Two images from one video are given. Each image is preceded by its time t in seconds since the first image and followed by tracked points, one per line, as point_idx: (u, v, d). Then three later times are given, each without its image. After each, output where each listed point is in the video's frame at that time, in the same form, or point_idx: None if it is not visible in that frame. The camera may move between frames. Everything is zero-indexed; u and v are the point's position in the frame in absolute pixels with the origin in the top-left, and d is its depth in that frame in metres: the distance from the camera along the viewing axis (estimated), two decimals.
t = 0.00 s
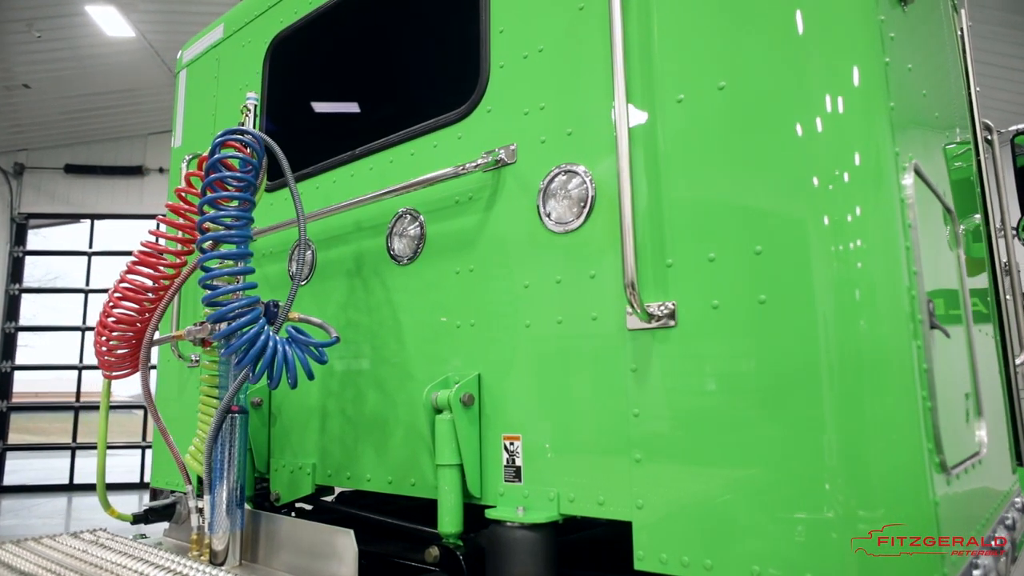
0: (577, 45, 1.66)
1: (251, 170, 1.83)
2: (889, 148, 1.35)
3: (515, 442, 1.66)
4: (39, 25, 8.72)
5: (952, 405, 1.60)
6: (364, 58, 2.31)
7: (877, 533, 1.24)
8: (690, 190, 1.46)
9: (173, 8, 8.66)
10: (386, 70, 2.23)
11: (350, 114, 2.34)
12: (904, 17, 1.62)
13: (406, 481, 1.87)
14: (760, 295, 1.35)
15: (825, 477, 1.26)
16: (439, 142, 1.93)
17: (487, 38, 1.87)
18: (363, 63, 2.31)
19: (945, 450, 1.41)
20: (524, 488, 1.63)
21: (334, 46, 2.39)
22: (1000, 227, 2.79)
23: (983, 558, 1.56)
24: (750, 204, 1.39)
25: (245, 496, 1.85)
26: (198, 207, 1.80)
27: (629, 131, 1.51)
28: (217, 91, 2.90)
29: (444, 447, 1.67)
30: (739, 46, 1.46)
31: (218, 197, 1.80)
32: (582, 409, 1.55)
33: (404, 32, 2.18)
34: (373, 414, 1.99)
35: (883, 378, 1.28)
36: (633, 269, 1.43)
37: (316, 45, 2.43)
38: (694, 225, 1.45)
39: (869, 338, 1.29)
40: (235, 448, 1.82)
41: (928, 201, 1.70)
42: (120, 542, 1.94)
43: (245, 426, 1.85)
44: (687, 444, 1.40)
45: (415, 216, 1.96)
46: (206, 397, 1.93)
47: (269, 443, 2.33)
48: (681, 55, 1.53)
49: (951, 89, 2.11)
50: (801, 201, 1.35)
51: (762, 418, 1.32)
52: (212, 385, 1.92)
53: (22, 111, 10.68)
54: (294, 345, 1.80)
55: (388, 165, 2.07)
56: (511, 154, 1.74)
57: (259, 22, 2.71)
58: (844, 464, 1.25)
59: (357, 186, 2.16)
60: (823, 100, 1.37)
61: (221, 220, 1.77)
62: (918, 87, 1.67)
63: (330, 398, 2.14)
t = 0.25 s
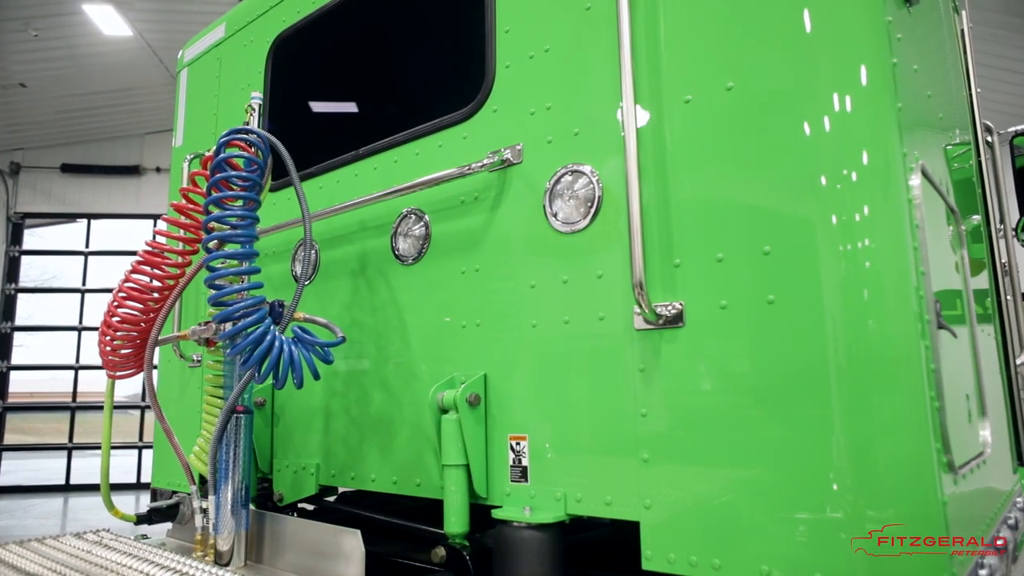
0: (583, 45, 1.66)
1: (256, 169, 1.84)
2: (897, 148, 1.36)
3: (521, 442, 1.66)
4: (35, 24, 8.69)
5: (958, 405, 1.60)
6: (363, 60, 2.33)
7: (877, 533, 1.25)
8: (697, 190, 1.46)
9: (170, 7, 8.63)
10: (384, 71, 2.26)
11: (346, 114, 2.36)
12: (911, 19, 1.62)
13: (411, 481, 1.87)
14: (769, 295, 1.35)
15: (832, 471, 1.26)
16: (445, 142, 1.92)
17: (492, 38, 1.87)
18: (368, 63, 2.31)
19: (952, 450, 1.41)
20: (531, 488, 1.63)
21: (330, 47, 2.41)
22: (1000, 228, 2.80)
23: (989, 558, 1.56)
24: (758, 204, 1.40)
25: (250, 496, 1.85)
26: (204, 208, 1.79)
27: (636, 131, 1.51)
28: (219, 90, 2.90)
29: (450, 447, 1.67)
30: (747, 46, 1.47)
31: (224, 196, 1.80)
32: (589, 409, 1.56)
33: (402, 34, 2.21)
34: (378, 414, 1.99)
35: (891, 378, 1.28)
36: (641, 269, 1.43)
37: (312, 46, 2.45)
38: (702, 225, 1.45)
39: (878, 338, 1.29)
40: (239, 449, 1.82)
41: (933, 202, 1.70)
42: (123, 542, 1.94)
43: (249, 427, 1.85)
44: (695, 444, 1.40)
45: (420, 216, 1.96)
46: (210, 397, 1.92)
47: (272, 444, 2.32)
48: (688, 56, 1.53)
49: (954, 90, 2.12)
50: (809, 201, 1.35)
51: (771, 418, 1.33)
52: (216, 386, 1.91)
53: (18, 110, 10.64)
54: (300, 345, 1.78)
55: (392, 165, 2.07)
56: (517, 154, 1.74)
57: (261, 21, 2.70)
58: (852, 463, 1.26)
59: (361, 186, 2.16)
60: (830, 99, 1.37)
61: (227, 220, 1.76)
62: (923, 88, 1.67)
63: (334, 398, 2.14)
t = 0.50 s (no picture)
0: (590, 45, 1.66)
1: (262, 168, 1.83)
2: (906, 146, 1.35)
3: (528, 442, 1.66)
4: (32, 23, 8.67)
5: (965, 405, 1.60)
6: (366, 61, 2.34)
7: (877, 533, 1.25)
8: (706, 190, 1.47)
9: (167, 7, 8.60)
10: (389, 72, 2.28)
11: (351, 114, 2.37)
12: (918, 20, 1.62)
13: (417, 480, 1.87)
14: (778, 295, 1.36)
15: (836, 471, 1.27)
16: (451, 141, 1.92)
17: (498, 38, 1.87)
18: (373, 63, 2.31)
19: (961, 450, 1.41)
20: (538, 487, 1.63)
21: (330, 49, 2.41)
22: (1003, 228, 2.80)
23: (996, 558, 1.57)
24: (767, 204, 1.40)
25: (256, 496, 1.85)
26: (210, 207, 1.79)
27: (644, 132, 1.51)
28: (221, 90, 2.89)
29: (457, 447, 1.67)
30: (755, 46, 1.47)
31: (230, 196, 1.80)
32: (596, 409, 1.56)
33: (405, 34, 2.23)
34: (383, 414, 1.99)
35: (901, 378, 1.28)
36: (650, 269, 1.43)
37: (312, 48, 2.44)
38: (711, 225, 1.45)
39: (887, 337, 1.29)
40: (245, 449, 1.82)
41: (940, 202, 1.70)
42: (129, 542, 1.93)
43: (255, 427, 1.85)
44: (704, 444, 1.40)
45: (426, 216, 1.95)
46: (216, 397, 1.92)
47: (276, 443, 2.32)
48: (696, 56, 1.53)
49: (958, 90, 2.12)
50: (818, 200, 1.36)
51: (780, 418, 1.33)
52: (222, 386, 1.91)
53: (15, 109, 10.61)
54: (307, 345, 1.78)
55: (397, 165, 2.06)
56: (523, 154, 1.74)
57: (264, 20, 2.69)
58: (861, 463, 1.26)
59: (366, 186, 2.16)
60: (839, 97, 1.38)
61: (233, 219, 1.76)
62: (931, 88, 1.68)
63: (338, 398, 2.13)
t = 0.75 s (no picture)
0: (597, 44, 1.67)
1: (269, 167, 1.83)
2: (915, 145, 1.35)
3: (537, 442, 1.66)
4: (31, 22, 8.64)
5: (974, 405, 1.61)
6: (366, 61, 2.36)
7: (877, 533, 1.25)
8: (714, 191, 1.47)
9: (166, 6, 8.57)
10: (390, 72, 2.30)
11: (357, 114, 2.37)
12: (927, 20, 1.62)
13: (424, 480, 1.87)
14: (788, 295, 1.36)
15: (839, 471, 1.28)
16: (457, 141, 1.92)
17: (506, 37, 1.87)
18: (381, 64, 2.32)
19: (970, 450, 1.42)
20: (546, 487, 1.63)
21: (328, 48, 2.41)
22: (1006, 228, 2.81)
23: (1004, 557, 1.57)
24: (777, 204, 1.40)
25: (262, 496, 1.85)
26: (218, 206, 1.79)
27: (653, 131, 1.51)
28: (225, 89, 2.88)
29: (465, 447, 1.67)
30: (764, 46, 1.47)
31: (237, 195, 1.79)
32: (606, 409, 1.56)
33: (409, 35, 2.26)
34: (389, 414, 1.98)
35: (912, 378, 1.28)
36: (659, 269, 1.43)
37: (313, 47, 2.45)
38: (720, 226, 1.45)
39: (897, 337, 1.29)
40: (252, 449, 1.82)
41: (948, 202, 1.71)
42: (135, 542, 1.93)
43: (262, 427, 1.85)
44: (714, 444, 1.40)
45: (432, 216, 1.95)
46: (222, 396, 1.92)
47: (280, 443, 2.32)
48: (706, 55, 1.53)
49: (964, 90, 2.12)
50: (827, 199, 1.36)
51: (791, 418, 1.33)
52: (228, 386, 1.90)
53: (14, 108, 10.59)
54: (315, 345, 1.78)
55: (403, 165, 2.06)
56: (531, 153, 1.74)
57: (268, 19, 2.68)
58: (871, 463, 1.26)
59: (371, 186, 2.15)
60: (848, 96, 1.38)
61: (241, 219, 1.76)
62: (939, 88, 1.68)
63: (344, 398, 2.13)
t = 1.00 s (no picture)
0: (605, 44, 1.67)
1: (277, 166, 1.83)
2: (926, 144, 1.35)
3: (545, 442, 1.66)
4: (31, 21, 8.62)
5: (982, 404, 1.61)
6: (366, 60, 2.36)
7: (877, 533, 1.26)
8: (724, 191, 1.47)
9: (164, 5, 8.55)
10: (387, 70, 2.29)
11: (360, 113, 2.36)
12: (936, 20, 1.62)
13: (431, 480, 1.87)
14: (798, 295, 1.36)
15: (842, 470, 1.29)
16: (464, 141, 1.92)
17: (513, 37, 1.87)
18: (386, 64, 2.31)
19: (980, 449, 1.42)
20: (555, 487, 1.63)
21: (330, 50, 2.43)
22: (1009, 229, 2.81)
23: (1012, 557, 1.57)
24: (787, 204, 1.40)
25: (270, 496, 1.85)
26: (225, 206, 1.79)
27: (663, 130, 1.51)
28: (228, 89, 2.88)
29: (473, 447, 1.67)
30: (774, 46, 1.47)
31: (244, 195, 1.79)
32: (615, 409, 1.56)
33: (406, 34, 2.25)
34: (396, 414, 1.98)
35: (924, 377, 1.28)
36: (669, 269, 1.43)
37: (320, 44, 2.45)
38: (730, 226, 1.45)
39: (908, 336, 1.29)
40: (260, 449, 1.82)
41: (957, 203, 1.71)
42: (141, 543, 1.92)
43: (269, 427, 1.85)
44: (724, 444, 1.40)
45: (439, 216, 1.95)
46: (229, 396, 1.92)
47: (285, 443, 2.32)
48: (716, 55, 1.53)
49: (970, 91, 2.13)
50: (838, 199, 1.36)
51: (801, 418, 1.33)
52: (235, 385, 1.90)
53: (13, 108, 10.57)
54: (323, 345, 1.78)
55: (409, 164, 2.06)
56: (539, 153, 1.74)
57: (273, 18, 2.67)
58: (882, 462, 1.27)
59: (377, 186, 2.15)
60: (858, 94, 1.38)
61: (248, 219, 1.76)
62: (948, 88, 1.68)
63: (350, 398, 2.13)
